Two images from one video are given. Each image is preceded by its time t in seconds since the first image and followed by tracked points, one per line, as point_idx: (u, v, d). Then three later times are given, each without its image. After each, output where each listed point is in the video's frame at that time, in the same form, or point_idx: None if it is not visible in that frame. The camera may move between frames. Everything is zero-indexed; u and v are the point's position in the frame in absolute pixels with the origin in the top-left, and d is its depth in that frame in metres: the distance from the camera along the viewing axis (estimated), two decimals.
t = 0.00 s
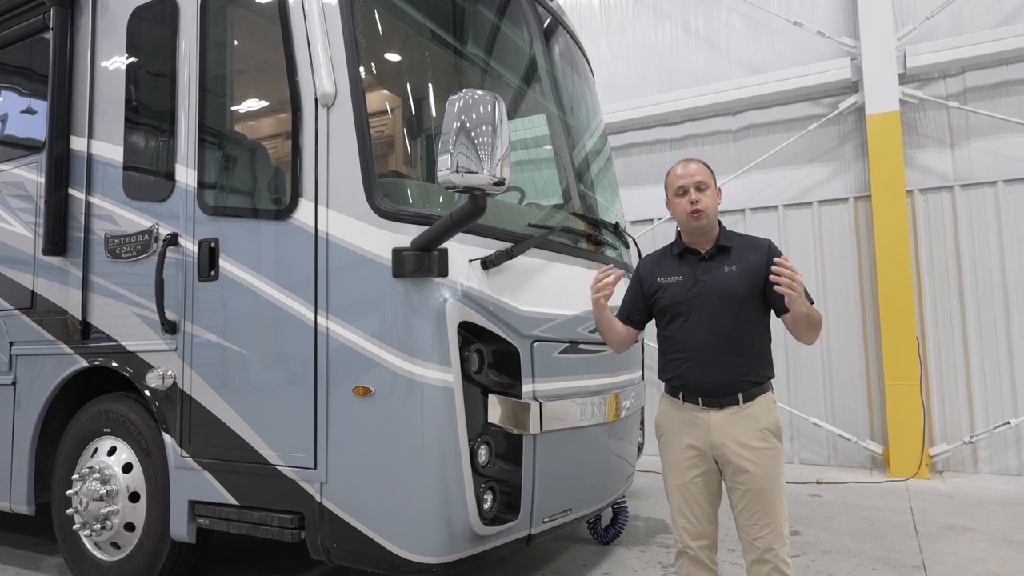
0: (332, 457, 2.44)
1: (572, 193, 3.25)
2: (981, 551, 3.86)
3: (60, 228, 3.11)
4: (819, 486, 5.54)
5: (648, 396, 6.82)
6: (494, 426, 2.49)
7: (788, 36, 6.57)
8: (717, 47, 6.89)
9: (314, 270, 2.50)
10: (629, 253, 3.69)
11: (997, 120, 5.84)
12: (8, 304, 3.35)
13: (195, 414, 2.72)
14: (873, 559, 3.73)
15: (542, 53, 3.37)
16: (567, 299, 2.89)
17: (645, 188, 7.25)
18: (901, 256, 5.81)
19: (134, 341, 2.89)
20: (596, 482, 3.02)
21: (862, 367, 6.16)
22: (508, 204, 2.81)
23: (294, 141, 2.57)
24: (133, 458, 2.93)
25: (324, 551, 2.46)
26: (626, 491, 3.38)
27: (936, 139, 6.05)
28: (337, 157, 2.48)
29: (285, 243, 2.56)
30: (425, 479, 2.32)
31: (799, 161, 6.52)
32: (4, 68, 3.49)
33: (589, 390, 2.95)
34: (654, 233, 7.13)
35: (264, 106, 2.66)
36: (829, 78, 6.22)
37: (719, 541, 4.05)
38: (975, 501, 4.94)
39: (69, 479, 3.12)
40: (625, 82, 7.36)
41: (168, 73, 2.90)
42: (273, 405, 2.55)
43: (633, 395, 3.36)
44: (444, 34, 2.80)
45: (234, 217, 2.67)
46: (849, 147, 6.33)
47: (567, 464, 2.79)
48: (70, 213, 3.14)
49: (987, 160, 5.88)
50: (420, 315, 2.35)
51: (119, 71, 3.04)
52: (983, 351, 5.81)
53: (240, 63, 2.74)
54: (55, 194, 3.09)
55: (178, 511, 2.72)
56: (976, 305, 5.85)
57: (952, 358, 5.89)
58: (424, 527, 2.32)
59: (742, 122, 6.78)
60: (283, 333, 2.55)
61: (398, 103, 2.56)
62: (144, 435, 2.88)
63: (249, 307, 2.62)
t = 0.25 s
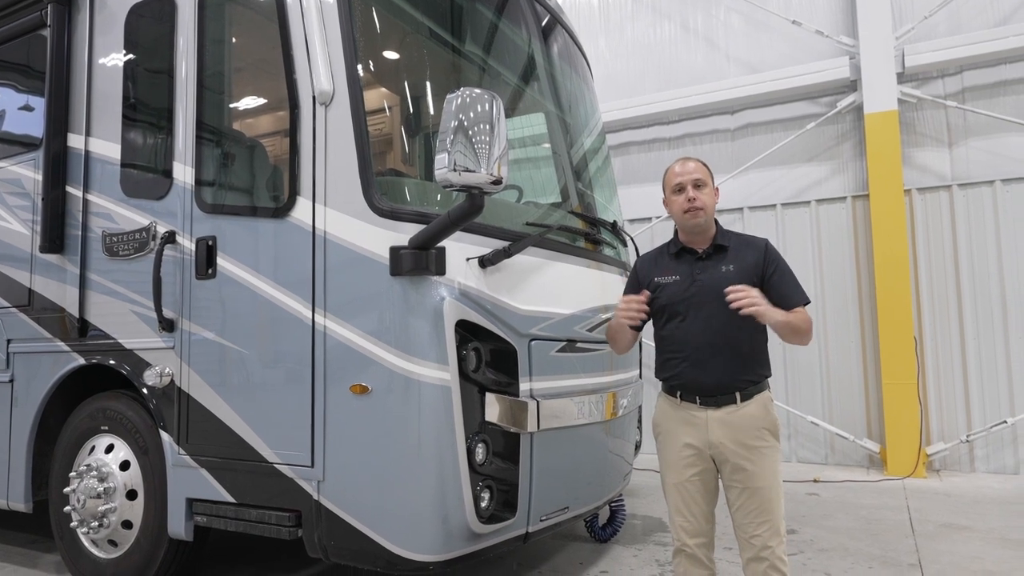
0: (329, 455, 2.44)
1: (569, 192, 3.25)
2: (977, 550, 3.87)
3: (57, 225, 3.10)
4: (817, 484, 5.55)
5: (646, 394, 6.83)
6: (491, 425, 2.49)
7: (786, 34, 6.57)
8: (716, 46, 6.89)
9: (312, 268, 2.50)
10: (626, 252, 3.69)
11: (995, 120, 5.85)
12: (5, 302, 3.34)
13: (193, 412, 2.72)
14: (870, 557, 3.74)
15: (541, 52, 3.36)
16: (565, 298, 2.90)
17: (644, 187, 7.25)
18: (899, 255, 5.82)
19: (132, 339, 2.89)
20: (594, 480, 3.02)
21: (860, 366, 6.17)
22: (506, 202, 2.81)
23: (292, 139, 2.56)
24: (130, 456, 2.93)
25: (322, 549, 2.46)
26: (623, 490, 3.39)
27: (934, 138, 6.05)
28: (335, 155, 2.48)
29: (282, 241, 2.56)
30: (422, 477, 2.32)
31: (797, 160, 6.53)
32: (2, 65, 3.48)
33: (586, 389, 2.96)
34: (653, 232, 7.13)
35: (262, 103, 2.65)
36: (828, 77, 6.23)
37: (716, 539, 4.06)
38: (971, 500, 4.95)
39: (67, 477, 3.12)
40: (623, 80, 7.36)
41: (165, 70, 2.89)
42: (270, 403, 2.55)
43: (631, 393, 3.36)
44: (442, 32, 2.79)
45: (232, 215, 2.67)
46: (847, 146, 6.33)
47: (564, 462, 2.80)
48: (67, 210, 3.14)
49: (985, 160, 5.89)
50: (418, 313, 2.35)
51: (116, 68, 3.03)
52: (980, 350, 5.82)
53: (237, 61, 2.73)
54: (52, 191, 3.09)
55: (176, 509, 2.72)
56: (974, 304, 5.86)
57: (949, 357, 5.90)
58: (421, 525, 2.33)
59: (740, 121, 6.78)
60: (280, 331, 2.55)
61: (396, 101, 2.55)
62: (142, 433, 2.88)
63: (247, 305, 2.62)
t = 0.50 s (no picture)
0: (328, 454, 2.44)
1: (568, 192, 3.25)
2: (974, 549, 3.88)
3: (55, 224, 3.10)
4: (814, 484, 5.56)
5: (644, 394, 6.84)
6: (489, 424, 2.50)
7: (785, 34, 6.58)
8: (715, 46, 6.89)
9: (310, 268, 2.50)
10: (625, 252, 3.70)
11: (993, 120, 5.86)
12: (3, 301, 3.34)
13: (191, 412, 2.72)
14: (867, 557, 3.74)
15: (539, 51, 3.36)
16: (563, 297, 2.90)
17: (642, 186, 7.25)
18: (897, 255, 5.83)
19: (130, 339, 2.88)
20: (592, 479, 3.02)
21: (858, 365, 6.18)
22: (504, 202, 2.81)
23: (290, 139, 2.56)
24: (129, 455, 2.93)
25: (320, 548, 2.47)
26: (621, 489, 3.40)
27: (932, 138, 6.06)
28: (333, 154, 2.48)
29: (281, 241, 2.56)
30: (420, 476, 2.32)
31: (795, 160, 6.53)
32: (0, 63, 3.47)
33: (585, 388, 2.96)
34: (651, 231, 7.14)
35: (260, 102, 2.65)
36: (826, 77, 6.23)
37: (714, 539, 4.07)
38: (969, 500, 4.96)
39: (65, 476, 3.12)
40: (622, 80, 7.36)
41: (164, 69, 2.89)
42: (268, 402, 2.55)
43: (629, 393, 3.36)
44: (441, 31, 2.80)
45: (230, 214, 2.67)
46: (845, 146, 6.34)
47: (563, 462, 2.80)
48: (65, 209, 3.14)
49: (983, 160, 5.90)
50: (416, 313, 2.35)
51: (114, 67, 3.03)
52: (977, 350, 5.83)
53: (236, 60, 2.73)
54: (50, 190, 3.09)
55: (174, 509, 2.72)
56: (972, 304, 5.87)
57: (947, 356, 5.91)
58: (419, 525, 2.33)
59: (738, 121, 6.78)
60: (278, 331, 2.55)
61: (394, 101, 2.55)
62: (140, 432, 2.88)
63: (245, 305, 2.62)
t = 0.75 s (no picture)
0: (327, 454, 2.44)
1: (567, 191, 3.25)
2: (973, 549, 3.89)
3: (55, 224, 3.10)
4: (814, 483, 5.56)
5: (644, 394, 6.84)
6: (488, 424, 2.50)
7: (784, 34, 6.58)
8: (714, 45, 6.89)
9: (310, 268, 2.50)
10: (624, 251, 3.70)
11: (992, 120, 5.86)
12: (3, 301, 3.34)
13: (190, 411, 2.72)
14: (866, 557, 3.75)
15: (539, 51, 3.36)
16: (562, 297, 2.90)
17: (642, 186, 7.25)
18: (896, 255, 5.84)
19: (130, 338, 2.88)
20: (591, 479, 3.03)
21: (857, 365, 6.18)
22: (504, 202, 2.81)
23: (290, 138, 2.56)
24: (128, 454, 2.94)
25: (319, 548, 2.47)
26: (621, 489, 3.40)
27: (931, 138, 6.07)
28: (333, 154, 2.48)
29: (280, 240, 2.56)
30: (420, 476, 2.33)
31: (795, 160, 6.54)
32: None
33: (584, 389, 2.96)
34: (651, 231, 7.14)
35: (260, 102, 2.65)
36: (825, 77, 6.23)
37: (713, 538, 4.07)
38: (968, 499, 4.96)
39: (64, 476, 3.12)
40: (622, 80, 7.36)
41: (163, 68, 2.89)
42: (268, 402, 2.55)
43: (628, 393, 3.37)
44: (441, 31, 2.80)
45: (230, 213, 2.67)
46: (844, 146, 6.35)
47: (562, 462, 2.80)
48: (65, 209, 3.14)
49: (982, 160, 5.90)
50: (416, 313, 2.35)
51: (114, 66, 3.03)
52: (977, 350, 5.83)
53: (236, 59, 2.73)
54: (50, 190, 3.09)
55: (174, 508, 2.72)
56: (971, 304, 5.87)
57: (946, 356, 5.91)
58: (418, 524, 2.33)
59: (738, 121, 6.79)
60: (278, 330, 2.55)
61: (394, 101, 2.55)
62: (140, 432, 2.88)
63: (245, 304, 2.62)
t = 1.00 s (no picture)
0: (328, 453, 2.44)
1: (567, 191, 3.25)
2: (972, 548, 3.89)
3: (54, 224, 3.10)
4: (813, 483, 5.57)
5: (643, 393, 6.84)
6: (489, 424, 2.50)
7: (783, 34, 6.58)
8: (714, 45, 6.89)
9: (310, 267, 2.50)
10: (624, 251, 3.70)
11: (992, 120, 5.87)
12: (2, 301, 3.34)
13: (190, 411, 2.72)
14: (866, 556, 3.75)
15: (539, 50, 3.36)
16: (562, 297, 2.90)
17: (642, 185, 7.25)
18: (895, 255, 5.84)
19: (130, 338, 2.88)
20: (591, 479, 3.03)
21: (857, 365, 6.18)
22: (504, 202, 2.81)
23: (290, 138, 2.56)
24: (128, 454, 2.94)
25: (320, 548, 2.47)
26: (621, 489, 3.40)
27: (931, 138, 6.07)
28: (333, 154, 2.48)
29: (280, 240, 2.56)
30: (420, 476, 2.33)
31: (795, 160, 6.54)
32: None
33: (584, 388, 2.96)
34: (650, 231, 7.14)
35: (260, 101, 2.65)
36: (825, 77, 6.23)
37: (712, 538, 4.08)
38: (967, 499, 4.97)
39: (64, 475, 3.12)
40: (621, 79, 7.36)
41: (163, 67, 2.89)
42: (268, 402, 2.55)
43: (628, 392, 3.37)
44: (441, 31, 2.80)
45: (230, 213, 2.67)
46: (844, 146, 6.35)
47: (562, 461, 2.81)
48: (65, 209, 3.14)
49: (981, 159, 5.91)
50: (416, 313, 2.35)
51: (113, 65, 3.03)
52: (976, 350, 5.84)
53: (235, 59, 2.73)
54: (50, 189, 3.09)
55: (174, 508, 2.72)
56: (970, 303, 5.87)
57: (945, 356, 5.92)
58: (418, 524, 2.33)
59: (738, 121, 6.79)
60: (278, 330, 2.55)
61: (394, 100, 2.55)
62: (140, 431, 2.89)
63: (245, 304, 2.62)
